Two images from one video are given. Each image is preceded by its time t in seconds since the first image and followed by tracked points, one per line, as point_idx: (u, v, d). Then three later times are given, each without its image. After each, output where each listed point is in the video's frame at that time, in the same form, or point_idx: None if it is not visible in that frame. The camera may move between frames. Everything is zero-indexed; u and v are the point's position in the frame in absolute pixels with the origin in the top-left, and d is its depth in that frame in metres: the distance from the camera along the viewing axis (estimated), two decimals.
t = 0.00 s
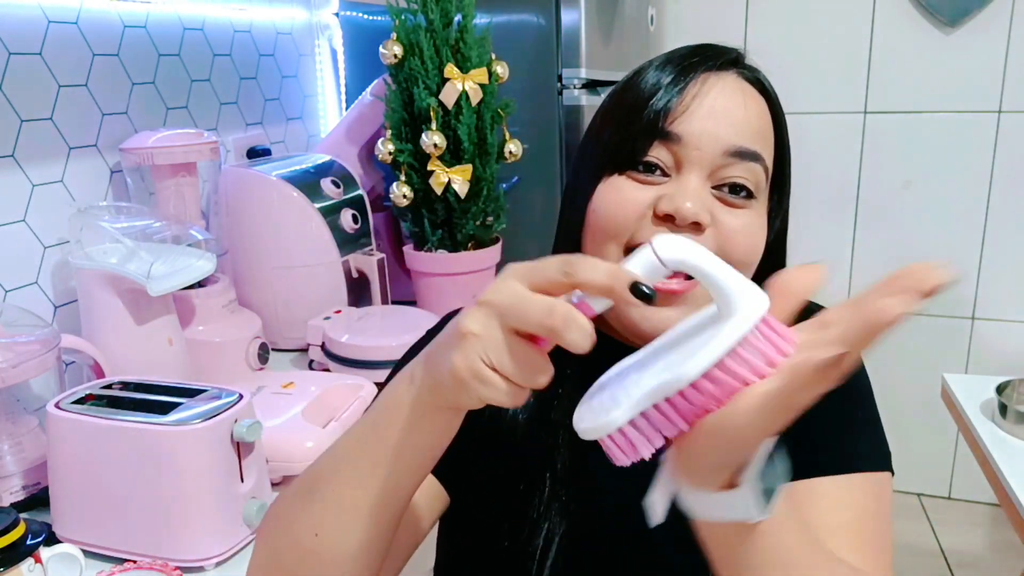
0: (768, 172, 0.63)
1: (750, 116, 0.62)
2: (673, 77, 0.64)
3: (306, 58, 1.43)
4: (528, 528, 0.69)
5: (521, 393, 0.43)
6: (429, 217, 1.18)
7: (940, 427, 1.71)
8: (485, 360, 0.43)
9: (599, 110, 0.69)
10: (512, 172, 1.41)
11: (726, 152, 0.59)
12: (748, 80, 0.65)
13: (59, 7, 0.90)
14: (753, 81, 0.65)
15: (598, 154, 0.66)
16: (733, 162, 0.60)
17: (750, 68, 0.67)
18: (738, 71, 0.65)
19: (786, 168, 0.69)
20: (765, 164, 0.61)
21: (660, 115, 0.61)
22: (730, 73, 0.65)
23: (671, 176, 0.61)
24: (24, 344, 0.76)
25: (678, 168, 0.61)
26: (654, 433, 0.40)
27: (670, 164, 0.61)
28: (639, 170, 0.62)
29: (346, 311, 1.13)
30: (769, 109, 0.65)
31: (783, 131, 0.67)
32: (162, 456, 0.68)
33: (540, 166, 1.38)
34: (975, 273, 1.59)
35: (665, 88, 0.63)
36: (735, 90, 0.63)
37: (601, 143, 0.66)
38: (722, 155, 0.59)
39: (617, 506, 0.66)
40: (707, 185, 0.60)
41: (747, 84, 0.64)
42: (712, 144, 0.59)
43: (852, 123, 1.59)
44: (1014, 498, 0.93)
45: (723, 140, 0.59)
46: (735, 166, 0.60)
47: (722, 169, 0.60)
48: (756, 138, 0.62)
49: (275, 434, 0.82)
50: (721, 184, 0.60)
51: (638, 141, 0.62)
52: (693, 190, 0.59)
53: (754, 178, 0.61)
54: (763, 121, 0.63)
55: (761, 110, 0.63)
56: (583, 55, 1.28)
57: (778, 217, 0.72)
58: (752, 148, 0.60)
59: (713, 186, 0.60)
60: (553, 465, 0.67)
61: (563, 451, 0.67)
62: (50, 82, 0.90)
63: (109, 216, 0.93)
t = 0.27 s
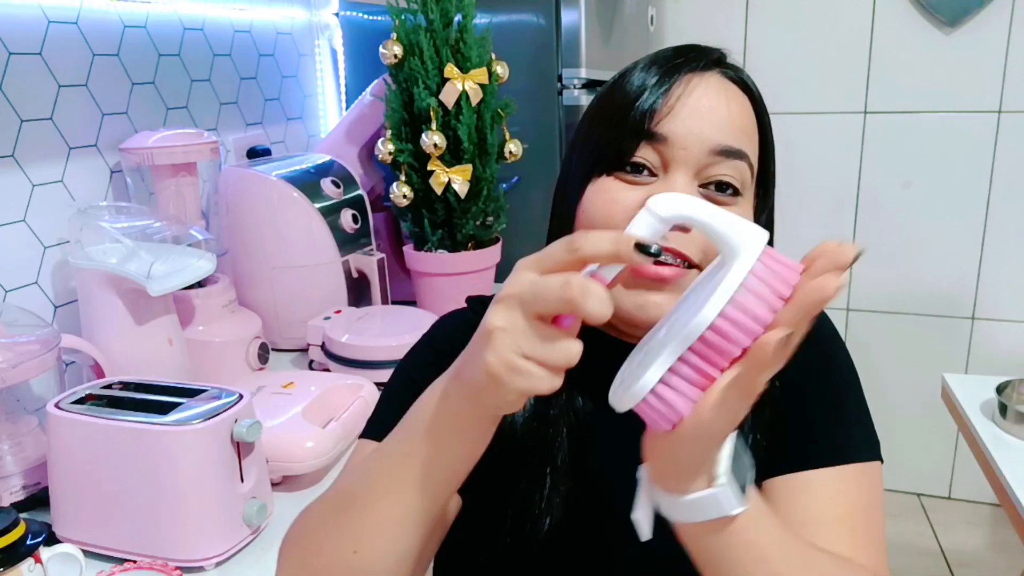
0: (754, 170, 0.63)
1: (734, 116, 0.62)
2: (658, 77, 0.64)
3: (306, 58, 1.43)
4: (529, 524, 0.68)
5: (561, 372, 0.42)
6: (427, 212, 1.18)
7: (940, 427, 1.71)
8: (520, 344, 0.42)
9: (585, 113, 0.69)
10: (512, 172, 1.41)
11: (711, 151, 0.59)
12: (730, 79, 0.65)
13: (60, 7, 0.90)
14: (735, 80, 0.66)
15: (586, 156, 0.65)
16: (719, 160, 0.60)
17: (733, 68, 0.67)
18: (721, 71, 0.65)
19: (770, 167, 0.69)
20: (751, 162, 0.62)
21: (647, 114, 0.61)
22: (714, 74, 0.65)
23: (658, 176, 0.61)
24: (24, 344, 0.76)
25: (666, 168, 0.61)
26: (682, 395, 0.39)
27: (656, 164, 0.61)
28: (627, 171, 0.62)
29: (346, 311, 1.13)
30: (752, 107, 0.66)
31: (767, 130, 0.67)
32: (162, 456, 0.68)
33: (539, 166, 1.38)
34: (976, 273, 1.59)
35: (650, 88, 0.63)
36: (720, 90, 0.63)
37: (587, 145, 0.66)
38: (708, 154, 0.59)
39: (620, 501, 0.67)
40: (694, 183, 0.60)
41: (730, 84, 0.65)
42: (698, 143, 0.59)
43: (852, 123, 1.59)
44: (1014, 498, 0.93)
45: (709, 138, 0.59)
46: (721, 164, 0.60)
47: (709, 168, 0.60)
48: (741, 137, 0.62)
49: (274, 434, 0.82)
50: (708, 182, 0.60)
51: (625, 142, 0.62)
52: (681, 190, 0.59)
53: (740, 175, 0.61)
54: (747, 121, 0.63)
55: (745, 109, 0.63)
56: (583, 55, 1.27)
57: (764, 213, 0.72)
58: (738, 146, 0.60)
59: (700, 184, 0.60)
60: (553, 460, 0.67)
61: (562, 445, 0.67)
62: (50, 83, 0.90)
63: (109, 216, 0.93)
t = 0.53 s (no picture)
0: (745, 170, 0.64)
1: (727, 116, 0.62)
2: (649, 79, 0.64)
3: (306, 58, 1.43)
4: (523, 519, 0.68)
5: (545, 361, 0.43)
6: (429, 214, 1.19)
7: (940, 427, 1.71)
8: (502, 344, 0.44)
9: (577, 116, 0.69)
10: (512, 173, 1.41)
11: (703, 151, 0.60)
12: (722, 79, 0.65)
13: (59, 7, 0.90)
14: (726, 80, 0.65)
15: (580, 158, 0.65)
16: (711, 160, 0.60)
17: (724, 68, 0.67)
18: (712, 71, 0.65)
19: (762, 165, 0.69)
20: (742, 161, 0.62)
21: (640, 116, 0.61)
22: (706, 74, 0.65)
23: (651, 176, 0.61)
24: (24, 344, 0.76)
25: (658, 168, 0.61)
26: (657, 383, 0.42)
27: (649, 165, 0.61)
28: (619, 172, 0.62)
29: (346, 311, 1.13)
30: (743, 107, 0.66)
31: (757, 130, 0.68)
32: (162, 455, 0.68)
33: (539, 166, 1.38)
34: (975, 273, 1.59)
35: (643, 90, 0.63)
36: (712, 91, 0.63)
37: (580, 149, 0.66)
38: (699, 154, 0.60)
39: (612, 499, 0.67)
40: (686, 184, 0.60)
41: (721, 84, 0.64)
42: (690, 143, 0.60)
43: (852, 123, 1.59)
44: (1014, 498, 0.93)
45: (700, 140, 0.60)
46: (713, 164, 0.60)
47: (701, 168, 0.60)
48: (734, 137, 0.62)
49: (274, 433, 0.82)
50: (700, 182, 0.61)
51: (619, 141, 0.62)
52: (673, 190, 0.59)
53: (731, 174, 0.61)
54: (739, 121, 0.63)
55: (737, 109, 0.63)
56: (583, 55, 1.27)
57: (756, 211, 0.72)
58: (729, 147, 0.61)
59: (692, 184, 0.61)
60: (547, 456, 0.67)
61: (557, 442, 0.68)
62: (50, 83, 0.90)
63: (109, 216, 0.93)
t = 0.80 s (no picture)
0: (726, 166, 0.64)
1: (704, 115, 0.63)
2: (628, 79, 0.65)
3: (306, 58, 1.43)
4: (520, 528, 0.68)
5: (485, 376, 0.44)
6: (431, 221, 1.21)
7: (940, 427, 1.71)
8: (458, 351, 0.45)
9: (558, 118, 0.70)
10: (513, 173, 1.41)
11: (683, 150, 0.60)
12: (699, 78, 0.67)
13: (60, 7, 0.90)
14: (704, 78, 0.67)
15: (563, 159, 0.66)
16: (692, 158, 0.61)
17: (701, 66, 0.68)
18: (688, 70, 0.67)
19: (743, 163, 0.71)
20: (723, 158, 0.63)
21: (619, 115, 0.62)
22: (683, 74, 0.66)
23: (633, 178, 0.61)
24: (24, 344, 0.76)
25: (640, 170, 0.61)
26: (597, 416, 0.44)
27: (631, 166, 0.61)
28: (602, 175, 0.62)
29: (346, 312, 1.13)
30: (721, 104, 0.67)
31: (737, 126, 0.69)
32: (162, 456, 0.68)
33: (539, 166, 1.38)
34: (975, 273, 1.59)
35: (621, 90, 0.64)
36: (689, 90, 0.64)
37: (562, 150, 0.67)
38: (679, 153, 0.60)
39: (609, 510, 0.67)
40: (669, 183, 0.61)
41: (698, 82, 0.66)
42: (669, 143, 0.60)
43: (852, 123, 1.59)
44: (1014, 498, 0.93)
45: (679, 139, 0.61)
46: (694, 162, 0.61)
47: (682, 166, 0.61)
48: (712, 135, 0.63)
49: (274, 433, 0.82)
50: (683, 181, 0.61)
51: (600, 143, 0.63)
52: (656, 190, 0.59)
53: (713, 172, 0.62)
54: (717, 118, 0.64)
55: (715, 107, 0.65)
56: (583, 55, 1.25)
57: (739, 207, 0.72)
58: (710, 145, 0.61)
59: (675, 183, 0.61)
60: (541, 466, 0.67)
61: (550, 451, 0.67)
62: (50, 83, 0.90)
63: (109, 216, 0.94)
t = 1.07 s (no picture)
0: (718, 166, 0.64)
1: (695, 113, 0.63)
2: (618, 78, 0.65)
3: (306, 58, 1.43)
4: (520, 536, 0.68)
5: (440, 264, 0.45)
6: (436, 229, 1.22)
7: (940, 427, 1.71)
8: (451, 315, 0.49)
9: (548, 119, 0.70)
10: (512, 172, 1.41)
11: (675, 150, 0.60)
12: (690, 77, 0.67)
13: (59, 7, 0.90)
14: (694, 77, 0.67)
15: (557, 160, 0.66)
16: (685, 158, 0.60)
17: (691, 65, 0.69)
18: (678, 68, 0.67)
19: (735, 163, 0.71)
20: (714, 158, 0.62)
21: (611, 115, 0.62)
22: (672, 73, 0.66)
23: (625, 178, 0.61)
24: (24, 344, 0.76)
25: (632, 170, 0.61)
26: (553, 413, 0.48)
27: (622, 167, 0.61)
28: (594, 176, 0.62)
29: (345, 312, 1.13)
30: (712, 103, 0.67)
31: (728, 124, 0.69)
32: (162, 456, 0.68)
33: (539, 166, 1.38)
34: (975, 274, 1.59)
35: (611, 90, 0.64)
36: (680, 89, 0.64)
37: (554, 152, 0.67)
38: (672, 153, 0.60)
39: (606, 520, 0.67)
40: (661, 183, 0.60)
41: (689, 80, 0.66)
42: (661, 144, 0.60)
43: (852, 123, 1.59)
44: (1014, 498, 0.93)
45: (672, 138, 0.60)
46: (686, 162, 0.60)
47: (674, 166, 0.60)
48: (703, 133, 0.63)
49: (273, 434, 0.82)
50: (675, 181, 0.61)
51: (592, 145, 0.63)
52: (648, 190, 0.59)
53: (706, 172, 0.62)
54: (708, 117, 0.64)
55: (707, 105, 0.65)
56: (583, 54, 1.24)
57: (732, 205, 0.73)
58: (702, 144, 0.61)
59: (667, 182, 0.61)
60: (538, 472, 0.67)
61: (547, 457, 0.67)
62: (50, 83, 0.90)
63: (109, 216, 0.94)
